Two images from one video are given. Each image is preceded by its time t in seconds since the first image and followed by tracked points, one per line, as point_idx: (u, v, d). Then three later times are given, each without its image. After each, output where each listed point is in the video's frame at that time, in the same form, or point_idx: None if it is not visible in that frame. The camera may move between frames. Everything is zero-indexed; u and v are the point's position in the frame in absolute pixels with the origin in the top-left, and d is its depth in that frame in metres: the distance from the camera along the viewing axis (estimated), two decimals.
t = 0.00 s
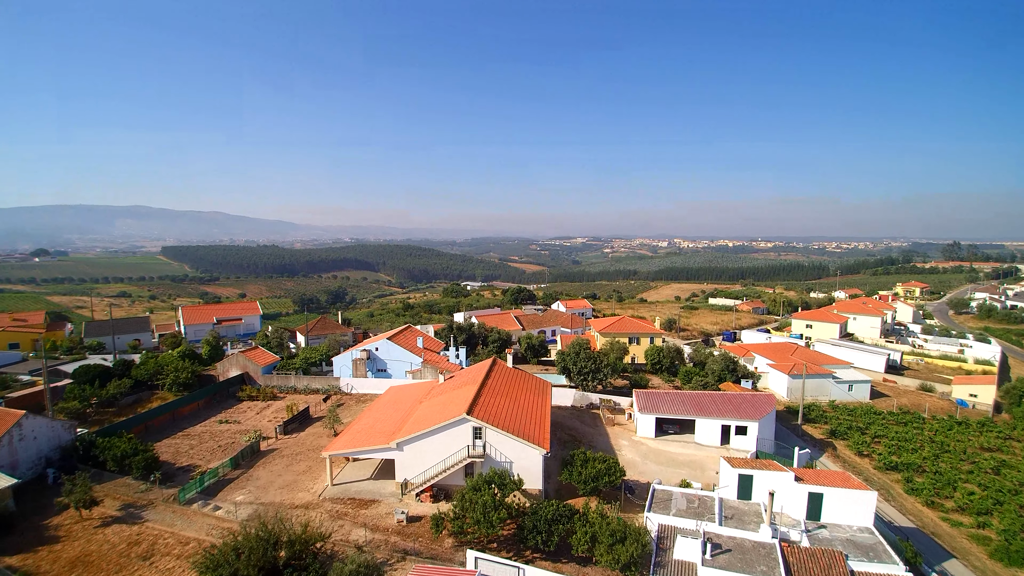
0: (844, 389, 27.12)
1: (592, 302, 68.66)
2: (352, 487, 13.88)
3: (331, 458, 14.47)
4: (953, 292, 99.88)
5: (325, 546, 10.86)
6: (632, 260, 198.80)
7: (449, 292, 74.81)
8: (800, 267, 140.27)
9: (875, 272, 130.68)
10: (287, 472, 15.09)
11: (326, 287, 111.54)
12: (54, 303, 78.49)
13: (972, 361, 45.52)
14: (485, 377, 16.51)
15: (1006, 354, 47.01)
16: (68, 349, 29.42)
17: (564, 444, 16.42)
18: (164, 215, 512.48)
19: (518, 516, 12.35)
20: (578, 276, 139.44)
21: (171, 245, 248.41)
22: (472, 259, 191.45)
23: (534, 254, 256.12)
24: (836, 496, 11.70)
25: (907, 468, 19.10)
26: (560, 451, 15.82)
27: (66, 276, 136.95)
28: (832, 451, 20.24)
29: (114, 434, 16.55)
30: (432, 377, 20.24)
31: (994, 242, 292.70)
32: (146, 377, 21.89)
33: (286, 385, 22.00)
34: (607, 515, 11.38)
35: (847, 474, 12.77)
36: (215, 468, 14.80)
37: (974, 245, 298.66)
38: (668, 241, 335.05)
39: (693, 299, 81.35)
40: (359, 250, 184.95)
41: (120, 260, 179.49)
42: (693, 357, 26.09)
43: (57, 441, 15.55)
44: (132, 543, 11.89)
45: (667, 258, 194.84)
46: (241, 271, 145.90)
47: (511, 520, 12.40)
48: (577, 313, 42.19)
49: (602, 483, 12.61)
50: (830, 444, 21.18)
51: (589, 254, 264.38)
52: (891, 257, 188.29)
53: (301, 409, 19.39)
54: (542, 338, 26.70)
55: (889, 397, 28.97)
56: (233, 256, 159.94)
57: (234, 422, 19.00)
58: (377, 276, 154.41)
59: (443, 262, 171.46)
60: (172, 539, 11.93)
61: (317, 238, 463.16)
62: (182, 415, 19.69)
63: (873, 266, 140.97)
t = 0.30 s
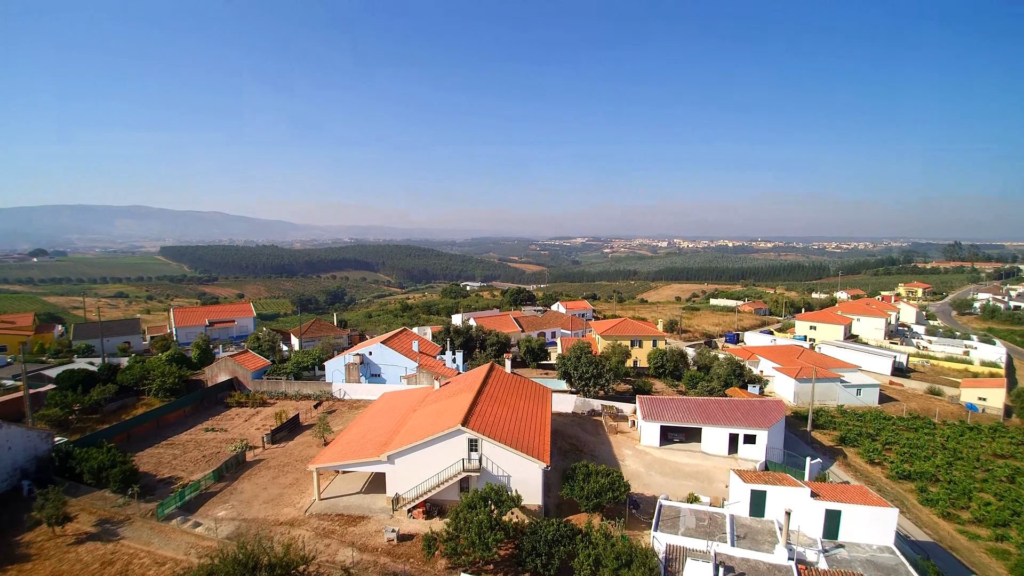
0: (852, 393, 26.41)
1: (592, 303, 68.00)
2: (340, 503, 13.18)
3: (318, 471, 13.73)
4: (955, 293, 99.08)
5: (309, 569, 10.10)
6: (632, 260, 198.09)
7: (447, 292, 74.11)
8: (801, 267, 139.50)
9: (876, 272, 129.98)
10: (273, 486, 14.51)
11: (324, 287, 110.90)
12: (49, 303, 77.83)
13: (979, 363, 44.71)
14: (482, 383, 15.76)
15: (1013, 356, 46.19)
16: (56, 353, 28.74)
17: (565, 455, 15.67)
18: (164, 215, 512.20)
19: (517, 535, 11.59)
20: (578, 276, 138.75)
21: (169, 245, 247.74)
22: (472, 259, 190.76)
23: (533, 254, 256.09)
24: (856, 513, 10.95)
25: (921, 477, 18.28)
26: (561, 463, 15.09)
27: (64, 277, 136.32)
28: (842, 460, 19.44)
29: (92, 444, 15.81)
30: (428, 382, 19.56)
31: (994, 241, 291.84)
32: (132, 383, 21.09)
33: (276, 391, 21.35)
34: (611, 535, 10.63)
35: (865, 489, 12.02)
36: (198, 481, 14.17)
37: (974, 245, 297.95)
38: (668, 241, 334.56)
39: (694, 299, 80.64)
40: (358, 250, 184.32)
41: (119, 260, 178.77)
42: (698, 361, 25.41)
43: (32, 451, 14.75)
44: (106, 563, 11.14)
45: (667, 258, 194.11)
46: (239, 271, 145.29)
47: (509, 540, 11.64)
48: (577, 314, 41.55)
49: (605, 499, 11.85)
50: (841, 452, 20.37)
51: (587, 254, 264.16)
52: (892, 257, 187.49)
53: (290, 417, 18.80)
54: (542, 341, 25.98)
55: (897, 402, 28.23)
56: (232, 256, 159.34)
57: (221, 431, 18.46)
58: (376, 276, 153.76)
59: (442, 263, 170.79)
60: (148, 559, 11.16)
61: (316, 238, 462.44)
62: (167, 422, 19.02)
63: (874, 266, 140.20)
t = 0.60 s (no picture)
0: (844, 396, 26.12)
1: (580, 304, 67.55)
2: (316, 521, 12.31)
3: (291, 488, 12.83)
4: (937, 292, 100.51)
5: None
6: (620, 260, 198.31)
7: (433, 292, 72.98)
8: (786, 267, 140.64)
9: (860, 271, 131.46)
10: (244, 503, 13.57)
11: (308, 288, 108.73)
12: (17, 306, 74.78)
13: (964, 362, 45.00)
14: (466, 391, 14.99)
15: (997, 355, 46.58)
16: (18, 358, 27.17)
17: (554, 466, 14.95)
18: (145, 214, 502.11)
19: (505, 556, 10.80)
20: (565, 276, 138.37)
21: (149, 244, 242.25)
22: (459, 259, 189.45)
23: (520, 254, 255.45)
24: (861, 528, 10.40)
25: (918, 482, 17.89)
26: (550, 475, 14.38)
27: (37, 278, 131.86)
28: (838, 466, 19.00)
29: (51, 459, 14.47)
30: (411, 389, 18.75)
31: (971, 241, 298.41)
32: (99, 391, 19.98)
33: (251, 399, 20.36)
34: (605, 556, 9.90)
35: (869, 502, 11.51)
36: (163, 498, 13.19)
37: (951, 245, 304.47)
38: (654, 241, 336.49)
39: (681, 300, 80.58)
40: (343, 250, 181.93)
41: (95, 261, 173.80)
42: (688, 364, 24.91)
43: None
44: None
45: (654, 258, 194.78)
46: (220, 271, 142.05)
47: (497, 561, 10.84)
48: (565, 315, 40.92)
49: (598, 515, 11.12)
50: (836, 457, 19.95)
51: (574, 254, 264.33)
52: (874, 256, 190.39)
53: (265, 427, 17.88)
54: (529, 344, 25.27)
55: (889, 404, 28.03)
56: (213, 256, 155.95)
57: (192, 441, 17.45)
58: (361, 277, 151.66)
59: (429, 263, 169.10)
60: None
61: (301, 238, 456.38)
62: (134, 434, 17.90)
63: (856, 266, 142.12)
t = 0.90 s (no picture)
0: (792, 392, 26.81)
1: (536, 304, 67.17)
2: (250, 551, 11.06)
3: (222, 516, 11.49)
4: (869, 289, 106.75)
5: None
6: (576, 259, 200.38)
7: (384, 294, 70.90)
8: (733, 266, 145.99)
9: (799, 270, 138.25)
10: (170, 533, 12.13)
11: (251, 291, 103.35)
12: None
13: (897, 355, 47.62)
14: (416, 400, 14.06)
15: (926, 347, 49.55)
16: None
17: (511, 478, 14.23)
18: (75, 212, 467.66)
19: None
20: (521, 276, 138.24)
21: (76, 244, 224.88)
22: (413, 260, 186.17)
23: (475, 254, 254.15)
24: (824, 532, 10.25)
25: (867, 477, 18.31)
26: (507, 488, 13.66)
27: None
28: (791, 463, 19.23)
29: None
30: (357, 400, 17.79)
31: (898, 241, 320.48)
32: (8, 409, 16.89)
33: (181, 413, 18.68)
34: None
35: (828, 504, 11.42)
36: (77, 530, 11.52)
37: (881, 245, 326.05)
38: (608, 242, 343.09)
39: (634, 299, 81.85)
40: (291, 250, 174.81)
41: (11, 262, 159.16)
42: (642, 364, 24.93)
43: None
44: None
45: (608, 258, 198.07)
46: (155, 273, 133.07)
47: None
48: (520, 316, 40.45)
49: (558, 531, 10.49)
50: (788, 455, 20.21)
51: (529, 253, 265.51)
52: (811, 254, 200.94)
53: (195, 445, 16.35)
54: (482, 347, 24.55)
55: (835, 399, 28.99)
56: (147, 258, 146.11)
57: (113, 463, 15.68)
58: (310, 278, 146.13)
59: (383, 264, 165.18)
60: None
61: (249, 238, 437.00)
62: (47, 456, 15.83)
63: (795, 264, 149.49)
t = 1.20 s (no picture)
0: (721, 386, 27.78)
1: (474, 305, 66.19)
2: None
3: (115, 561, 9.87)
4: (784, 285, 114.51)
5: None
6: (514, 259, 201.18)
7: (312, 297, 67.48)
8: (662, 264, 151.95)
9: (720, 267, 146.27)
10: None
11: (161, 295, 94.81)
12: None
13: (812, 346, 51.03)
14: (343, 414, 12.92)
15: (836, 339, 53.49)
16: None
17: (449, 494, 13.42)
18: None
19: None
20: (458, 277, 136.54)
21: None
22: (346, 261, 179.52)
23: (411, 254, 249.23)
24: (767, 533, 10.23)
25: (797, 469, 18.99)
26: (445, 506, 12.83)
27: None
28: (726, 459, 19.64)
29: None
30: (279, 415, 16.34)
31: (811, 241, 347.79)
32: None
33: (75, 437, 16.38)
34: None
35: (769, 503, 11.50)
36: None
37: (796, 245, 352.72)
38: (547, 242, 348.22)
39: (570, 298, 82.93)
40: (211, 251, 162.98)
41: None
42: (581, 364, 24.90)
43: None
44: None
45: (545, 257, 200.49)
46: (46, 277, 119.10)
47: None
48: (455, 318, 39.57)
49: (501, 552, 9.81)
50: (723, 450, 20.67)
51: (465, 253, 263.72)
52: (732, 253, 213.74)
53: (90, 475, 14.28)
54: (417, 352, 23.58)
55: (762, 392, 30.34)
56: (38, 260, 130.64)
57: None
58: (233, 281, 136.79)
59: (313, 266, 157.82)
60: None
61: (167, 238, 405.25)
62: None
63: (718, 262, 158.01)
